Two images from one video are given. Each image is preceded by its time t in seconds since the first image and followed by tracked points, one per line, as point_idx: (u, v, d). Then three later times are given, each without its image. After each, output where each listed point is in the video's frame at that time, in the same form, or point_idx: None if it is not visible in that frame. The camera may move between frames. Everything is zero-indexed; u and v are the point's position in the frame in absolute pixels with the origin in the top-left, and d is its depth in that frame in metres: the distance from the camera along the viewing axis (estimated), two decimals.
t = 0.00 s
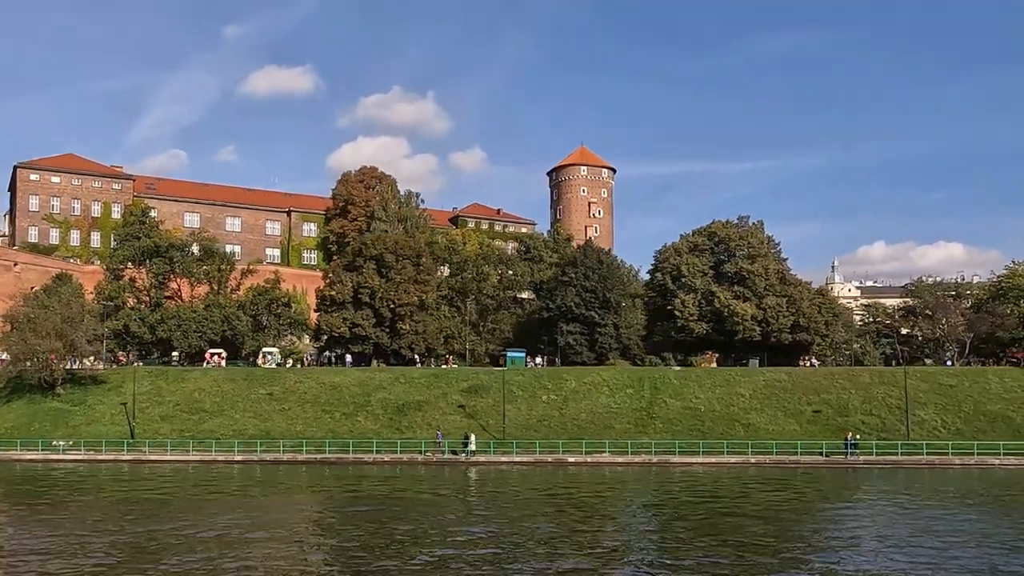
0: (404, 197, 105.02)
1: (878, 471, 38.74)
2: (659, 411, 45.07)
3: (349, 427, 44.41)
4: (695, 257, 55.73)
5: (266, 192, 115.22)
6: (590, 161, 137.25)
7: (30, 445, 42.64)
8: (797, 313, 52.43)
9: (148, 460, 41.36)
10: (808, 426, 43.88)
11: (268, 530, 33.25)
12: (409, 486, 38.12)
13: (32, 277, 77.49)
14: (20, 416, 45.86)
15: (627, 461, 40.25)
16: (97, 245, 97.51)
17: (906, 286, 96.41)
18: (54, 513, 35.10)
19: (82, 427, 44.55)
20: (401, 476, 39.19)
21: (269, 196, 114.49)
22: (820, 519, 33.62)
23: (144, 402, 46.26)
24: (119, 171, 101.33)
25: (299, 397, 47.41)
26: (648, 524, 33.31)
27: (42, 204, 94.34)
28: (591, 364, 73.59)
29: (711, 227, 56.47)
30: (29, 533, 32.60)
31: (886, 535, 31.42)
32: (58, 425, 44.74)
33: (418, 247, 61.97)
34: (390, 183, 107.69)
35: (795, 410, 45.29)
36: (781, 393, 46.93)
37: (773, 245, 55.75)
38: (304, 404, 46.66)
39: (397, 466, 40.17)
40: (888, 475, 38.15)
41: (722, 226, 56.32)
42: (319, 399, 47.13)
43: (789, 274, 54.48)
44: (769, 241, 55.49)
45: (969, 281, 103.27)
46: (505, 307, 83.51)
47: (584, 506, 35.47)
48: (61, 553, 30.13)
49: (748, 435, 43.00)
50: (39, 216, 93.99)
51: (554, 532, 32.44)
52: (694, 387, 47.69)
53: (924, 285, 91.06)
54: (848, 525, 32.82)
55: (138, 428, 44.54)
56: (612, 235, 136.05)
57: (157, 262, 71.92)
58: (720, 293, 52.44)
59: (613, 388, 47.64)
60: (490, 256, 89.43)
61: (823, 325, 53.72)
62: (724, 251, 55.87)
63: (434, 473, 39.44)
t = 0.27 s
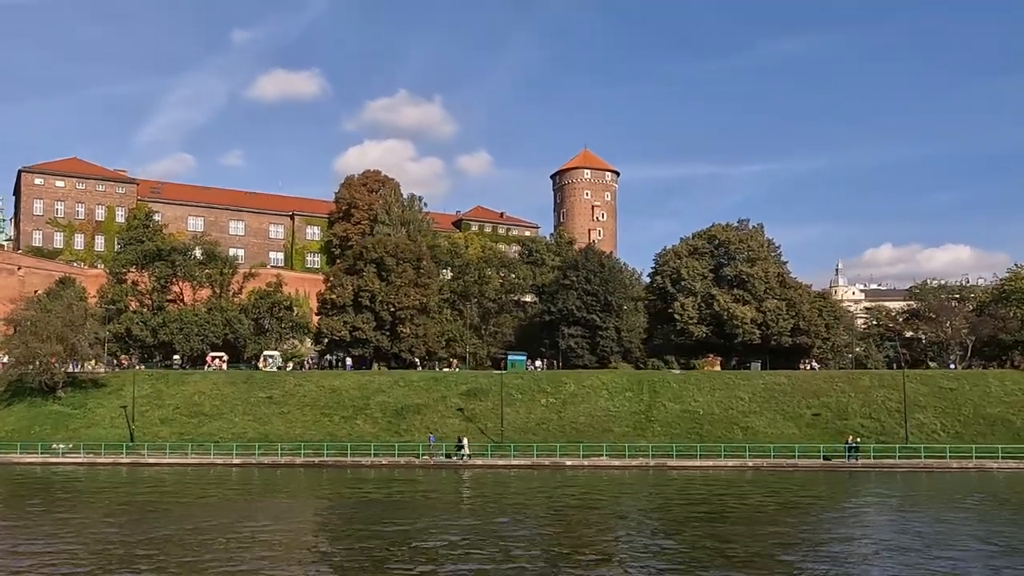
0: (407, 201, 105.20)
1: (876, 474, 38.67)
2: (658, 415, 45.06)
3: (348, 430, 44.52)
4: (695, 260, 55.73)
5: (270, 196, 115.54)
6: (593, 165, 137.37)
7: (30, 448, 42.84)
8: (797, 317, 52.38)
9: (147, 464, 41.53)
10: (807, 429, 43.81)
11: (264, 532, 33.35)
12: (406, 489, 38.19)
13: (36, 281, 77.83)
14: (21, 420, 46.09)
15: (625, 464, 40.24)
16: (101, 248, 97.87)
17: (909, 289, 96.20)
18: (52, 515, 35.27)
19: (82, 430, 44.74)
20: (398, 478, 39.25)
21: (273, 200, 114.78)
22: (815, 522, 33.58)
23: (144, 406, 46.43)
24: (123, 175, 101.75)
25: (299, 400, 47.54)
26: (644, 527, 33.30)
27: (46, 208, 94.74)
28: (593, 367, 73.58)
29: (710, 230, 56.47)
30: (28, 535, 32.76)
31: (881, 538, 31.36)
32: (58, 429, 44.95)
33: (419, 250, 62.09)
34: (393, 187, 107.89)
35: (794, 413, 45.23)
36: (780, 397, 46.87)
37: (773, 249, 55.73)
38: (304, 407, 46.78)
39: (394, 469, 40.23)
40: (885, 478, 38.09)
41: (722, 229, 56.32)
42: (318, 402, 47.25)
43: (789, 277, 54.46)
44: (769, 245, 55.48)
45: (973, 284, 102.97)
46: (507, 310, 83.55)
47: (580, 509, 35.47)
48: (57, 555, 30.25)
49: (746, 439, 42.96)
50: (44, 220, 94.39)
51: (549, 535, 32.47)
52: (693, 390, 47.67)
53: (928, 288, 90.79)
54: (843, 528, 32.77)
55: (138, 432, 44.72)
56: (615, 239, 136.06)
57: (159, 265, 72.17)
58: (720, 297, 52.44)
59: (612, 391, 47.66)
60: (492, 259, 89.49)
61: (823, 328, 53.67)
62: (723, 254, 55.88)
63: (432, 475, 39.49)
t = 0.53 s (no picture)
0: (409, 203, 105.37)
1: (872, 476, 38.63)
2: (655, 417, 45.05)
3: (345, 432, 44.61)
4: (693, 262, 55.74)
5: (273, 198, 115.81)
6: (596, 167, 137.51)
7: (29, 450, 43.01)
8: (796, 319, 52.33)
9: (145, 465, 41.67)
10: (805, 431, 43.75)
11: (259, 531, 33.43)
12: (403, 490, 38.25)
13: (38, 283, 78.12)
14: (20, 422, 46.26)
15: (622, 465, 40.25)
16: (104, 251, 98.15)
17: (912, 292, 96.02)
18: (48, 516, 35.41)
19: (81, 433, 44.91)
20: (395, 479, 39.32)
21: (275, 203, 115.04)
22: (810, 522, 33.56)
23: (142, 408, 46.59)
24: (126, 177, 102.10)
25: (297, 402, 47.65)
26: (638, 526, 33.31)
27: (50, 211, 95.07)
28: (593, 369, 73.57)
29: (709, 232, 56.47)
30: (25, 536, 32.99)
31: (875, 538, 31.32)
32: (57, 431, 45.13)
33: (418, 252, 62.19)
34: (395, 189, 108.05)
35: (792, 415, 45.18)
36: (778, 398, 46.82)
37: (772, 250, 55.72)
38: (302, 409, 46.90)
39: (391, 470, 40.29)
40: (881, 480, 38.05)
41: (720, 231, 56.30)
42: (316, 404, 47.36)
43: (787, 279, 54.44)
44: (768, 246, 55.45)
45: (976, 286, 102.67)
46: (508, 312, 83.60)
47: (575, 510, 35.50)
48: (51, 555, 30.37)
49: (743, 441, 42.93)
50: (47, 223, 94.69)
51: (543, 534, 32.49)
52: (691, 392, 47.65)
53: (930, 290, 90.56)
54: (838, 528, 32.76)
55: (136, 434, 44.89)
56: (617, 241, 136.11)
57: (160, 268, 72.36)
58: (718, 299, 52.44)
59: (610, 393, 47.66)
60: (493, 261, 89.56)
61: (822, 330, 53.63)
62: (722, 256, 55.87)
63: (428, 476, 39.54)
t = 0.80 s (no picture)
0: (410, 205, 105.43)
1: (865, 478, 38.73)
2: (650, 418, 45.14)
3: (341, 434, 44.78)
4: (690, 265, 55.75)
5: (273, 201, 115.95)
6: (596, 169, 137.55)
7: (26, 452, 43.21)
8: (793, 321, 52.36)
9: (141, 467, 41.86)
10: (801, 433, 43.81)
11: (253, 532, 33.58)
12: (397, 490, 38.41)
13: (38, 286, 78.27)
14: (18, 424, 46.44)
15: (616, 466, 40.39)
16: (105, 254, 98.31)
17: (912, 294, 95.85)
18: (44, 518, 35.60)
19: (78, 435, 45.09)
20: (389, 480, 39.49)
21: (276, 205, 115.18)
22: (802, 523, 33.68)
23: (139, 410, 46.77)
24: (127, 180, 102.32)
25: (294, 405, 47.83)
26: (630, 525, 33.44)
27: (50, 213, 95.26)
28: (592, 371, 73.55)
29: (706, 234, 56.47)
30: (19, 537, 33.12)
31: (866, 538, 31.47)
32: (54, 433, 45.30)
33: (416, 255, 62.30)
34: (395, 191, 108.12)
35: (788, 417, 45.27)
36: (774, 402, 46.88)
37: (769, 253, 55.77)
38: (299, 412, 47.09)
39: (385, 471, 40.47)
40: (874, 482, 38.18)
41: (718, 233, 56.30)
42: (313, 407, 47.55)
43: (785, 282, 54.50)
44: (765, 249, 55.46)
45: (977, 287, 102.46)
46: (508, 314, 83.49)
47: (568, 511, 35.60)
48: (45, 556, 30.53)
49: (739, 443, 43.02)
50: (47, 225, 94.84)
51: (536, 533, 32.63)
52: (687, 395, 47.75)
53: (931, 292, 90.36)
54: (830, 529, 32.90)
55: (133, 436, 45.07)
56: (617, 243, 136.03)
57: (159, 270, 72.46)
58: (715, 301, 52.49)
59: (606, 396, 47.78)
60: (492, 263, 89.60)
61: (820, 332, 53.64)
62: (718, 258, 55.90)
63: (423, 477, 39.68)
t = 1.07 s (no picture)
0: (409, 208, 105.53)
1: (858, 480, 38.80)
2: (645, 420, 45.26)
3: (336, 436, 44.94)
4: (686, 267, 55.78)
5: (273, 204, 116.16)
6: (596, 171, 137.63)
7: (23, 454, 43.35)
8: (790, 324, 52.43)
9: (137, 470, 41.99)
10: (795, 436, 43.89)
11: (246, 533, 33.71)
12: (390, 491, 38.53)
13: (37, 289, 78.43)
14: (14, 426, 46.57)
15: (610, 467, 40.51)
16: (105, 256, 98.51)
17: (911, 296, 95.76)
18: (38, 519, 35.73)
19: (74, 438, 45.22)
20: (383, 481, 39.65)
21: (276, 208, 115.39)
22: (794, 523, 33.75)
23: (136, 413, 46.92)
24: (127, 183, 102.58)
25: (290, 407, 47.98)
26: (622, 522, 33.50)
27: (50, 216, 95.49)
28: (590, 374, 73.59)
29: (702, 237, 56.48)
30: (14, 538, 33.25)
31: (857, 538, 31.54)
32: (51, 435, 45.44)
33: (412, 257, 62.40)
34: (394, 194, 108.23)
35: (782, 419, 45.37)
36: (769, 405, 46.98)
37: (765, 255, 55.82)
38: (294, 414, 47.24)
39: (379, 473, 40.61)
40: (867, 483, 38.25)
41: (714, 236, 56.32)
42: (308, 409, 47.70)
43: (781, 284, 54.56)
44: (761, 251, 55.52)
45: (976, 289, 102.31)
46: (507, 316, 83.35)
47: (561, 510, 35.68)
48: (38, 557, 30.66)
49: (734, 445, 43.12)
50: (47, 228, 95.07)
51: (527, 530, 32.70)
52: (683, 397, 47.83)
53: (931, 294, 90.25)
54: (821, 529, 32.98)
55: (129, 439, 45.21)
56: (617, 245, 135.97)
57: (158, 273, 72.56)
58: (711, 304, 52.51)
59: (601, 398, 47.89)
60: (491, 265, 89.65)
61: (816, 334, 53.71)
62: (714, 261, 55.95)
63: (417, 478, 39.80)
